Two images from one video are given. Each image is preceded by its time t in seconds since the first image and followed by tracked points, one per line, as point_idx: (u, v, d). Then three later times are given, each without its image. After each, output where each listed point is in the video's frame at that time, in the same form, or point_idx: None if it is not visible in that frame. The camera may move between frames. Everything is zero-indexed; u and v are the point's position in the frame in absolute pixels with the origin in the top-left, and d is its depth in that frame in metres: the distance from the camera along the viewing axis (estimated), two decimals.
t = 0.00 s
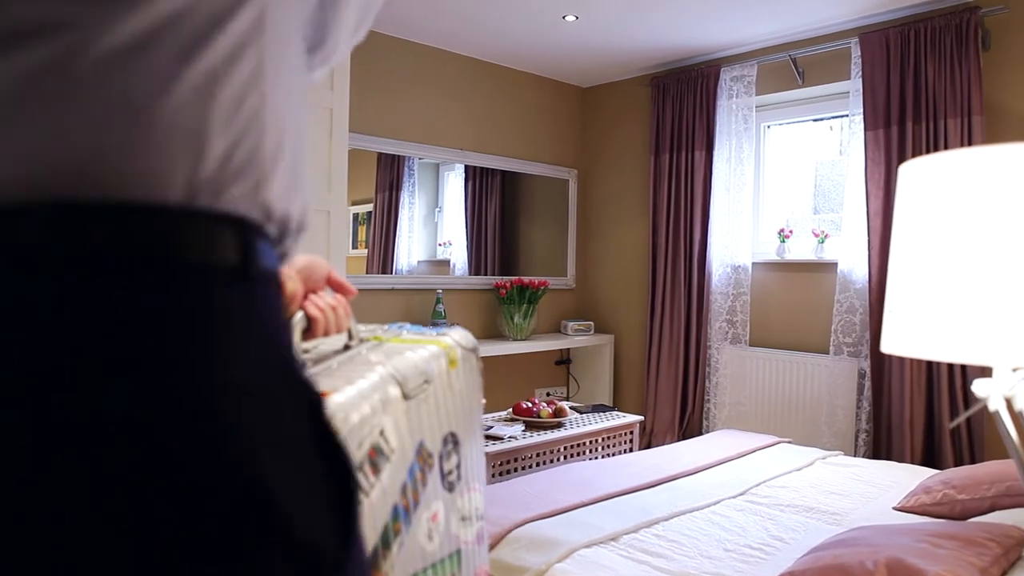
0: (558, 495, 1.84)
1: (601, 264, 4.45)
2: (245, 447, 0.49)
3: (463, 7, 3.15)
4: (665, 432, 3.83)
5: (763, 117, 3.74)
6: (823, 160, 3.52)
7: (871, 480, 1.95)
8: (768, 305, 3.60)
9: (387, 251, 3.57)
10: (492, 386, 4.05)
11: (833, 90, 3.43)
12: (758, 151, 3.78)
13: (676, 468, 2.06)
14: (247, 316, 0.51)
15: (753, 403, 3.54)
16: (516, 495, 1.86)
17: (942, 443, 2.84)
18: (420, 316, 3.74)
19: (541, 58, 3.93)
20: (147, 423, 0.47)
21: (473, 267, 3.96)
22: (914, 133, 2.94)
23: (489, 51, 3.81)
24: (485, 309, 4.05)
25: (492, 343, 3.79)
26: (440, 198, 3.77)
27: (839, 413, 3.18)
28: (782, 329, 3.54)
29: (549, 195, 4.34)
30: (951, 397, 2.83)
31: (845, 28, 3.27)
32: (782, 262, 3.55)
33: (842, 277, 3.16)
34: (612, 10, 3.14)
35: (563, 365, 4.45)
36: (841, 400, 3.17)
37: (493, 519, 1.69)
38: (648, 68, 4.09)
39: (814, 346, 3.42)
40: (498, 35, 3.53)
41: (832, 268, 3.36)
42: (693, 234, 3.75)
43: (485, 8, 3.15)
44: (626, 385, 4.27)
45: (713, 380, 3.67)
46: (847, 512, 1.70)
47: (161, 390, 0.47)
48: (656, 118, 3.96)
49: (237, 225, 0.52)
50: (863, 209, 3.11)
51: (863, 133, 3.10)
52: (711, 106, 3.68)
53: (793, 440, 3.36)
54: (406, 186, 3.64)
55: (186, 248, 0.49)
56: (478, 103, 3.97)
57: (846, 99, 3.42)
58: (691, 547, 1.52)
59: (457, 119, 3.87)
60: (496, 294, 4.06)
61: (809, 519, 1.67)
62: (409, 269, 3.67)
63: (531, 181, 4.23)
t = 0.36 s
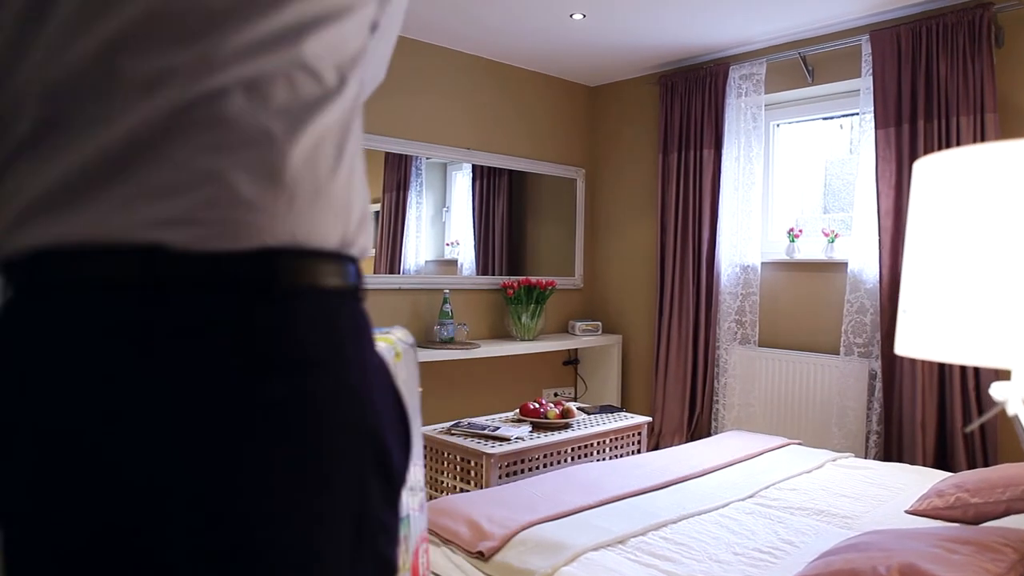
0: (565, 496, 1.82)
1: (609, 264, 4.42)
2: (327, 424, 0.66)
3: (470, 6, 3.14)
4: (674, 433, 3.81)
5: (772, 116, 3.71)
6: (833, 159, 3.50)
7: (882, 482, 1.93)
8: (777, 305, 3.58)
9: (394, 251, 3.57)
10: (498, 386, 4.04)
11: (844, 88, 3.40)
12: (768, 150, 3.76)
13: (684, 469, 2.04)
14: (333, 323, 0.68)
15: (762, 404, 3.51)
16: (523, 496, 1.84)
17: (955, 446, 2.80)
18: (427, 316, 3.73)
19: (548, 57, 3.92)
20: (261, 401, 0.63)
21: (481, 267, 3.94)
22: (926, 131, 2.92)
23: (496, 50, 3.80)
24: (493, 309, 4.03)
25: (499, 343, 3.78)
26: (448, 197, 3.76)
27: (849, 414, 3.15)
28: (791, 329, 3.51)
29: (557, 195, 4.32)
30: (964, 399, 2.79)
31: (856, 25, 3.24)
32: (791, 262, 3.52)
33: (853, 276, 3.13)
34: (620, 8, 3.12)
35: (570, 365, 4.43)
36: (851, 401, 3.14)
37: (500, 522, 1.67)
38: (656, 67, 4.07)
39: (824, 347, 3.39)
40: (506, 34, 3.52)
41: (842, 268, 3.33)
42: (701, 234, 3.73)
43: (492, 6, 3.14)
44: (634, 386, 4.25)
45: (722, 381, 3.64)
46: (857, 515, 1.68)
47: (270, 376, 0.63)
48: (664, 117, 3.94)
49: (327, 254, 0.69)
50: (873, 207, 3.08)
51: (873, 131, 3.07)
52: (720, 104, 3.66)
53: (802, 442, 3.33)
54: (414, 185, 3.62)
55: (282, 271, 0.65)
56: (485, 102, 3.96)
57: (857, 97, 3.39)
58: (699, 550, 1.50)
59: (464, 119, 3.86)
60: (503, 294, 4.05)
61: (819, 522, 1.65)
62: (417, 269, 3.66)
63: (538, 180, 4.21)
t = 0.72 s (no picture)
0: (574, 498, 1.81)
1: (620, 264, 4.40)
2: (346, 412, 0.75)
3: (480, 5, 3.12)
4: (685, 434, 3.78)
5: (785, 114, 3.68)
6: (846, 157, 3.46)
7: (898, 486, 1.90)
8: (790, 305, 3.54)
9: (405, 251, 3.57)
10: (509, 387, 4.03)
11: (858, 85, 3.36)
12: (781, 149, 3.72)
13: (695, 472, 2.02)
14: (355, 319, 0.77)
15: (775, 405, 3.48)
16: (531, 498, 1.83)
17: (972, 450, 2.77)
18: (437, 316, 3.71)
19: (559, 56, 3.90)
20: (276, 398, 0.71)
21: (491, 267, 3.93)
22: (942, 129, 2.88)
23: (506, 49, 3.78)
24: (503, 309, 4.02)
25: (510, 344, 3.76)
26: (458, 197, 3.74)
27: (863, 416, 3.11)
28: (804, 329, 3.47)
29: (568, 195, 4.30)
30: (981, 402, 2.75)
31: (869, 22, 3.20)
32: (805, 262, 3.48)
33: (867, 277, 3.09)
34: (630, 6, 3.10)
35: (581, 365, 4.41)
36: (865, 403, 3.10)
37: (509, 523, 1.66)
38: (667, 65, 4.04)
39: (838, 348, 3.35)
40: (517, 33, 3.50)
41: (856, 268, 3.29)
42: (713, 234, 3.70)
43: (502, 5, 3.12)
44: (645, 386, 4.22)
45: (734, 382, 3.61)
46: (872, 519, 1.65)
47: (290, 375, 0.71)
48: (675, 115, 3.91)
49: (339, 259, 0.76)
50: (888, 206, 3.05)
51: (888, 129, 3.03)
52: (731, 103, 3.63)
53: (815, 444, 3.29)
54: (425, 185, 3.61)
55: (301, 278, 0.74)
56: (496, 101, 3.94)
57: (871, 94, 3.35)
58: (711, 554, 1.48)
59: (474, 118, 3.84)
60: (513, 294, 4.03)
61: (833, 526, 1.62)
62: (427, 269, 3.65)
63: (549, 180, 4.20)
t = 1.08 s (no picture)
0: (583, 501, 1.78)
1: (630, 264, 4.37)
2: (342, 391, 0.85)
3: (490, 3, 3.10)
4: (696, 436, 3.76)
5: (798, 112, 3.64)
6: (860, 156, 3.42)
7: (914, 489, 1.87)
8: (803, 305, 3.50)
9: (415, 251, 3.55)
10: (518, 387, 4.01)
11: (872, 83, 3.32)
12: (793, 148, 3.69)
13: (707, 474, 1.99)
14: (346, 308, 0.87)
15: (787, 407, 3.44)
16: (539, 501, 1.81)
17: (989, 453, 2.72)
18: (446, 317, 3.70)
19: (569, 55, 3.88)
20: (286, 389, 0.82)
21: (501, 267, 3.91)
22: (959, 127, 2.84)
23: (516, 47, 3.76)
24: (513, 309, 4.00)
25: (519, 344, 3.74)
26: (468, 197, 3.73)
27: (877, 418, 3.07)
28: (817, 330, 3.44)
29: (578, 194, 4.28)
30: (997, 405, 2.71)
31: (883, 19, 3.16)
32: (817, 262, 3.45)
33: (881, 276, 3.06)
34: (641, 4, 3.07)
35: (591, 366, 4.38)
36: (879, 404, 3.07)
37: (517, 526, 1.64)
38: (677, 64, 4.01)
39: (851, 349, 3.31)
40: (527, 31, 3.48)
41: (869, 268, 3.25)
42: (725, 234, 3.67)
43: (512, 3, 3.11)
44: (655, 387, 4.19)
45: (746, 383, 3.58)
46: (887, 524, 1.62)
47: (296, 369, 0.82)
48: (686, 114, 3.88)
49: (333, 257, 0.86)
50: (902, 205, 3.01)
51: (903, 127, 2.99)
52: (743, 101, 3.59)
53: (828, 446, 3.25)
54: (434, 185, 3.60)
55: (301, 277, 0.83)
56: (505, 100, 3.92)
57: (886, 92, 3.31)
58: (722, 559, 1.45)
59: (484, 117, 3.83)
60: (523, 294, 4.01)
61: (847, 531, 1.59)
62: (437, 269, 3.64)
63: (559, 179, 4.17)
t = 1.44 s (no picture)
0: (595, 504, 1.76)
1: (644, 264, 4.34)
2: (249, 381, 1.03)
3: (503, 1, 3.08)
4: (711, 437, 3.73)
5: (814, 110, 3.60)
6: (877, 154, 3.38)
7: (933, 494, 1.83)
8: (820, 305, 3.46)
9: (428, 251, 3.53)
10: (531, 388, 3.99)
11: (890, 80, 3.27)
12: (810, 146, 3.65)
13: (721, 477, 1.96)
14: (254, 314, 1.05)
15: (804, 409, 3.39)
16: (550, 504, 1.79)
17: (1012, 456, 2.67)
18: (459, 317, 3.68)
19: (582, 53, 3.86)
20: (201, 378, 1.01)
21: (514, 267, 3.89)
22: (979, 123, 2.79)
23: (529, 45, 3.74)
24: (526, 309, 3.98)
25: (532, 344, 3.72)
26: (481, 197, 3.72)
27: (895, 420, 3.03)
28: (834, 330, 3.39)
29: (592, 194, 4.25)
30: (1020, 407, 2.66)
31: (902, 14, 3.12)
32: (834, 261, 3.41)
33: (900, 276, 3.01)
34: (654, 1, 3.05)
35: (605, 366, 4.35)
36: (898, 406, 3.02)
37: (528, 530, 1.62)
38: (692, 62, 3.98)
39: (869, 350, 3.26)
40: (540, 29, 3.46)
41: (888, 268, 3.20)
42: (740, 232, 3.63)
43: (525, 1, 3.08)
44: (669, 388, 4.16)
45: (762, 384, 3.53)
46: (906, 529, 1.59)
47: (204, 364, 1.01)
48: (701, 112, 3.85)
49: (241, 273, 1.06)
50: (921, 203, 2.96)
51: (922, 124, 2.94)
52: (759, 98, 3.56)
53: (846, 449, 3.20)
54: (447, 184, 3.59)
55: (221, 289, 1.04)
56: (518, 99, 3.90)
57: (904, 89, 3.26)
58: (736, 564, 1.43)
59: (496, 116, 3.81)
60: (536, 295, 3.99)
61: (865, 536, 1.56)
62: (451, 268, 3.62)
63: (573, 179, 4.15)
